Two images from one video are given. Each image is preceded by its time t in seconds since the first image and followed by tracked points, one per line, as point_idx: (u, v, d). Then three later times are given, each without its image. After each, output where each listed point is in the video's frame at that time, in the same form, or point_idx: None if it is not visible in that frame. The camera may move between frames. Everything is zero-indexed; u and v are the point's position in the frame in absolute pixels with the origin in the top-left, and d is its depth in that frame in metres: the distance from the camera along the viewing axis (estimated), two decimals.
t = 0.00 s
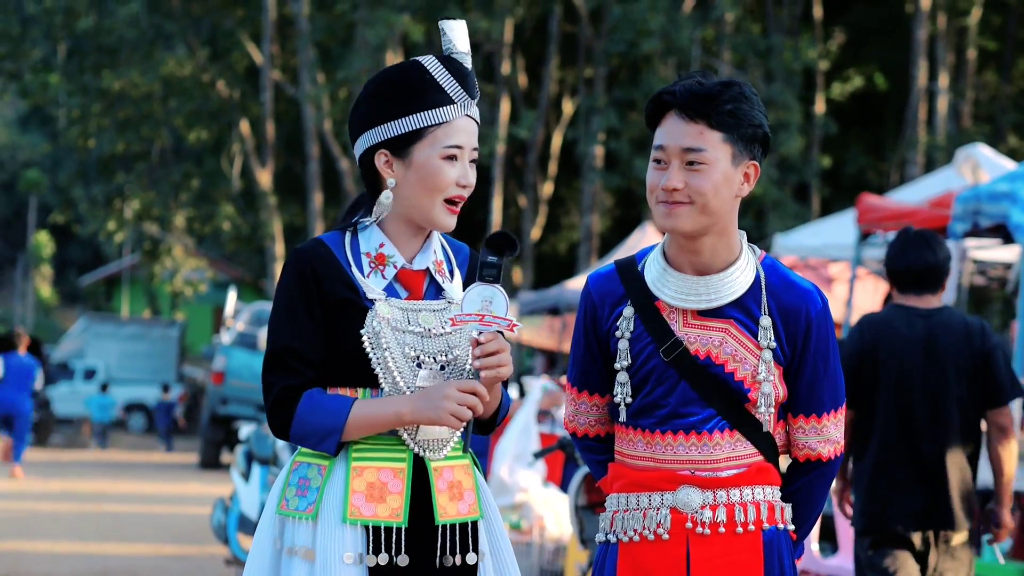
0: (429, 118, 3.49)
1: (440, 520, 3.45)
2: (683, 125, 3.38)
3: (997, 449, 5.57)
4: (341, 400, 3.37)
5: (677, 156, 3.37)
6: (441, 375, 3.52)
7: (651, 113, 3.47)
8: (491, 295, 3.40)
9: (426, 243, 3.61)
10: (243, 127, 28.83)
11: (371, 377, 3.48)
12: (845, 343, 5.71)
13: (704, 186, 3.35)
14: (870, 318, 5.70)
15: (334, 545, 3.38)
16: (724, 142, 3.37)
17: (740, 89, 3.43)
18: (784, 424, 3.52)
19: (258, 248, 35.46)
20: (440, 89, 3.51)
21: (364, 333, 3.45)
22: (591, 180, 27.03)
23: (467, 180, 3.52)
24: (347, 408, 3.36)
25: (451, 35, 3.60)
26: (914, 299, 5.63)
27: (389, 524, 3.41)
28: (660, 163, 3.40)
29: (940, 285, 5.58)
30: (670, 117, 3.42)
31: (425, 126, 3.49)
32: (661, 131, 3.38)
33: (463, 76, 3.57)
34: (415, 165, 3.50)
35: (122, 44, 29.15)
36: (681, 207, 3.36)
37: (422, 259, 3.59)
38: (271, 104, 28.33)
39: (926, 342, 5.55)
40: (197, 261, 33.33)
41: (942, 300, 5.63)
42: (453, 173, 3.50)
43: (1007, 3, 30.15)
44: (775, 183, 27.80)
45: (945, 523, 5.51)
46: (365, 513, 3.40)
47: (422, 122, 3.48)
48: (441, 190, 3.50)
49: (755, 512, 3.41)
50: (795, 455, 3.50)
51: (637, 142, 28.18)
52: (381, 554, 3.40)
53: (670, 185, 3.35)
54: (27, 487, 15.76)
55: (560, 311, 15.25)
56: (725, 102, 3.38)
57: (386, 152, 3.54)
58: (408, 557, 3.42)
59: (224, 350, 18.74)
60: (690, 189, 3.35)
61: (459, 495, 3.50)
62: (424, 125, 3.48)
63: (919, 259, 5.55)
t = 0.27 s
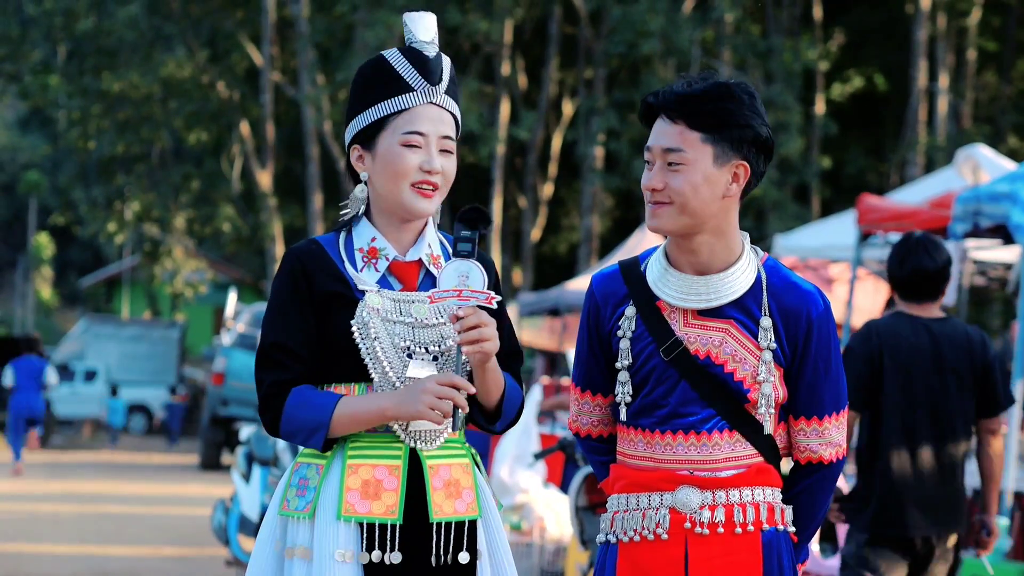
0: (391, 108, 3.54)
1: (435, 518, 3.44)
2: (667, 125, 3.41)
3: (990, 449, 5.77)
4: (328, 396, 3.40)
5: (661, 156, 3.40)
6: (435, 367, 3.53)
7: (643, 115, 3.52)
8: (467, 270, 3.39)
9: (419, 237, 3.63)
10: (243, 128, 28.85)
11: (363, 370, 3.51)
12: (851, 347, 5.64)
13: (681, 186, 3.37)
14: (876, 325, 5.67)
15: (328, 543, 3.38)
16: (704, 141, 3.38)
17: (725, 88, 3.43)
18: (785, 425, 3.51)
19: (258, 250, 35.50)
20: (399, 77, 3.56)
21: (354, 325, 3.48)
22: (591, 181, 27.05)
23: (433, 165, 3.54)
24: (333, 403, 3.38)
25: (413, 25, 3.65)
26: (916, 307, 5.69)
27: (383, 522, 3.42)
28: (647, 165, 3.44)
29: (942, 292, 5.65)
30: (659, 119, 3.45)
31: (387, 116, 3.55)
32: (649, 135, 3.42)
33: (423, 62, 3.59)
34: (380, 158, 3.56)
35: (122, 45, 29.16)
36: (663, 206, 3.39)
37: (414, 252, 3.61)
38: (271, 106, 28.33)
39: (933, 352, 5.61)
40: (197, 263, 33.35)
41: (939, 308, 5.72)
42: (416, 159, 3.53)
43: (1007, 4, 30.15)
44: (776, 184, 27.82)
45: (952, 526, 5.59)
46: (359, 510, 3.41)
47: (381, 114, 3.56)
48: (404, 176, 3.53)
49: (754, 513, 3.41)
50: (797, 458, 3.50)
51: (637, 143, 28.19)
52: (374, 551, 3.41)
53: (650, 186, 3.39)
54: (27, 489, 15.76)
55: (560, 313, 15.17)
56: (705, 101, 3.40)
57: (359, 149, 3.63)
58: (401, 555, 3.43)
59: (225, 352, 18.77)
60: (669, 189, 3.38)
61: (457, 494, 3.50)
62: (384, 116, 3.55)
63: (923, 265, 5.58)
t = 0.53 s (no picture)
0: (375, 106, 3.59)
1: (429, 519, 3.44)
2: (670, 123, 3.41)
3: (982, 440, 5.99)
4: (323, 394, 3.41)
5: (664, 154, 3.40)
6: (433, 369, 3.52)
7: (647, 114, 3.52)
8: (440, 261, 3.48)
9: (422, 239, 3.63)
10: (244, 128, 28.87)
11: (362, 370, 3.51)
12: (855, 337, 5.82)
13: (683, 182, 3.37)
14: (880, 316, 5.84)
15: (320, 540, 3.40)
16: (707, 138, 3.38)
17: (724, 86, 3.43)
18: (784, 426, 3.50)
19: (260, 250, 35.51)
20: (383, 78, 3.60)
21: (351, 324, 3.48)
22: (592, 180, 27.06)
23: (415, 158, 3.55)
24: (327, 402, 3.39)
25: (395, 23, 3.63)
26: (918, 300, 5.90)
27: (376, 521, 3.43)
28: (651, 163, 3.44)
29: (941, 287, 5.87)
30: (661, 117, 3.45)
31: (373, 114, 3.60)
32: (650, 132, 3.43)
33: (402, 58, 3.59)
34: (370, 157, 3.60)
35: (123, 45, 29.15)
36: (666, 205, 3.40)
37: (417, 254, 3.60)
38: (272, 106, 28.34)
39: (936, 344, 5.79)
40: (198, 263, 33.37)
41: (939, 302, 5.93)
42: (397, 153, 3.56)
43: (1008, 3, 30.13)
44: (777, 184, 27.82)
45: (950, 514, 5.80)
46: (352, 509, 3.42)
47: (370, 112, 3.60)
48: (387, 171, 3.56)
49: (747, 513, 3.40)
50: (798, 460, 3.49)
51: (638, 142, 28.19)
52: (367, 551, 3.42)
53: (653, 184, 3.40)
54: (28, 489, 15.77)
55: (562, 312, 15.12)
56: (708, 99, 3.40)
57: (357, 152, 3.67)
58: (392, 555, 3.43)
59: (227, 351, 18.77)
60: (673, 187, 3.39)
61: (452, 495, 3.48)
62: (370, 115, 3.59)
63: (923, 260, 5.79)
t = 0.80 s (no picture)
0: (382, 106, 3.57)
1: (427, 518, 3.44)
2: (686, 123, 3.38)
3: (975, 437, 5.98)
4: (322, 393, 3.40)
5: (679, 154, 3.38)
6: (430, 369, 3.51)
7: (654, 110, 3.48)
8: (444, 262, 3.54)
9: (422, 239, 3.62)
10: (242, 128, 28.86)
11: (360, 371, 3.50)
12: (841, 336, 5.97)
13: (702, 183, 3.35)
14: (866, 315, 5.94)
15: (318, 540, 3.40)
16: (725, 141, 3.37)
17: (737, 90, 3.41)
18: (784, 424, 3.50)
19: (258, 250, 35.50)
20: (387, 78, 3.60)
21: (350, 326, 3.47)
22: (590, 179, 27.05)
23: (425, 158, 3.55)
24: (327, 400, 3.38)
25: (398, 23, 3.64)
26: (908, 299, 5.94)
27: (374, 521, 3.42)
28: (661, 161, 3.41)
29: (932, 286, 5.92)
30: (673, 115, 3.42)
31: (380, 114, 3.58)
32: (663, 130, 3.40)
33: (409, 57, 3.60)
34: (376, 156, 3.59)
35: (121, 45, 29.11)
36: (681, 205, 3.37)
37: (415, 254, 3.59)
38: (270, 105, 28.31)
39: (921, 340, 5.84)
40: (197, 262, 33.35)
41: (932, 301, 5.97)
42: (406, 154, 3.55)
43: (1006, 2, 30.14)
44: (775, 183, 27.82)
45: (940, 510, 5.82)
46: (350, 509, 3.41)
47: (376, 113, 3.59)
48: (396, 172, 3.55)
49: (747, 512, 3.40)
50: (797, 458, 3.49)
51: (636, 141, 28.17)
52: (365, 550, 3.42)
53: (669, 184, 3.36)
54: (27, 489, 15.74)
55: (560, 311, 15.14)
56: (725, 101, 3.38)
57: (358, 151, 3.65)
58: (387, 554, 3.43)
59: (225, 351, 18.75)
60: (690, 187, 3.36)
61: (450, 494, 3.48)
62: (376, 115, 3.58)
63: (911, 260, 5.84)
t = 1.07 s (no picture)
0: (418, 110, 3.49)
1: (436, 522, 3.43)
2: (692, 126, 3.37)
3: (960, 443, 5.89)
4: (339, 398, 3.36)
5: (687, 156, 3.37)
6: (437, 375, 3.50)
7: (657, 114, 3.47)
8: (498, 268, 3.41)
9: (423, 242, 3.60)
10: (239, 130, 28.85)
11: (367, 377, 3.46)
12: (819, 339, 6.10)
13: (710, 186, 3.34)
14: (844, 319, 6.04)
15: (328, 547, 3.37)
16: (731, 143, 3.37)
17: (740, 92, 3.42)
18: (786, 424, 3.50)
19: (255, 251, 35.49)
20: (421, 81, 3.51)
21: (359, 332, 3.43)
22: (588, 180, 27.04)
23: (464, 166, 3.54)
24: (346, 406, 3.34)
25: (419, 28, 3.62)
26: (890, 303, 5.97)
27: (384, 526, 3.40)
28: (667, 164, 3.40)
29: (913, 289, 5.95)
30: (678, 117, 3.41)
31: (417, 119, 3.49)
32: (668, 133, 3.39)
33: (440, 65, 3.57)
34: (414, 160, 3.49)
35: (118, 47, 29.08)
36: (690, 207, 3.36)
37: (419, 259, 3.57)
38: (267, 107, 28.29)
39: (893, 340, 5.86)
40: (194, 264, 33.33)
41: (915, 306, 5.99)
42: (451, 160, 3.52)
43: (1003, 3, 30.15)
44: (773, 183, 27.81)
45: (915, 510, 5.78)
46: (360, 515, 3.39)
47: (413, 116, 3.48)
48: (442, 177, 3.50)
49: (753, 512, 3.39)
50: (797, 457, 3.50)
51: (634, 142, 28.17)
52: (376, 556, 3.39)
53: (679, 186, 3.35)
54: (25, 491, 15.72)
55: (558, 312, 15.14)
56: (730, 104, 3.38)
57: (382, 153, 3.52)
58: (397, 560, 3.41)
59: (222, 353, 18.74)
60: (698, 190, 3.35)
61: (456, 498, 3.48)
62: (415, 119, 3.48)
63: (893, 265, 5.91)
